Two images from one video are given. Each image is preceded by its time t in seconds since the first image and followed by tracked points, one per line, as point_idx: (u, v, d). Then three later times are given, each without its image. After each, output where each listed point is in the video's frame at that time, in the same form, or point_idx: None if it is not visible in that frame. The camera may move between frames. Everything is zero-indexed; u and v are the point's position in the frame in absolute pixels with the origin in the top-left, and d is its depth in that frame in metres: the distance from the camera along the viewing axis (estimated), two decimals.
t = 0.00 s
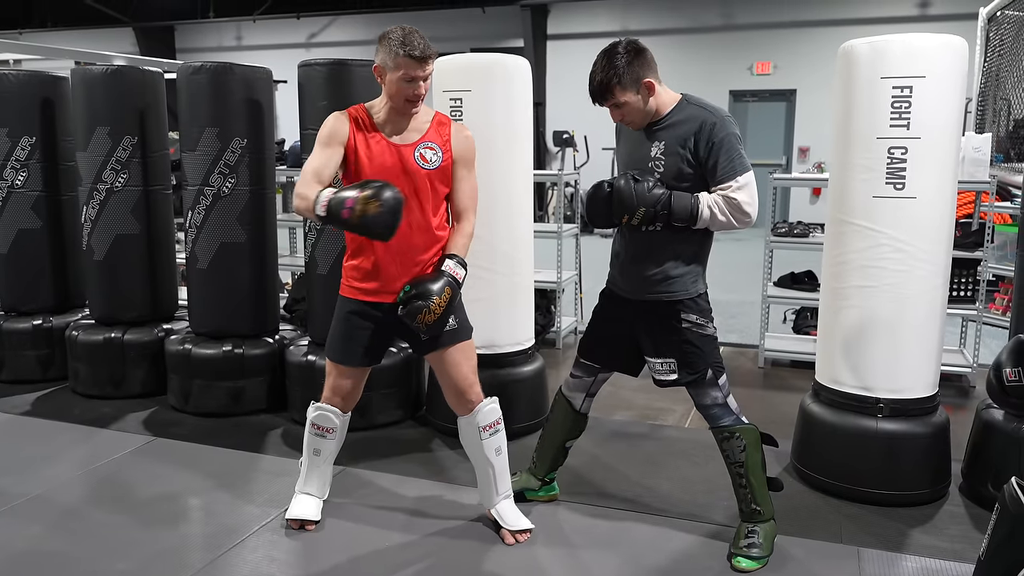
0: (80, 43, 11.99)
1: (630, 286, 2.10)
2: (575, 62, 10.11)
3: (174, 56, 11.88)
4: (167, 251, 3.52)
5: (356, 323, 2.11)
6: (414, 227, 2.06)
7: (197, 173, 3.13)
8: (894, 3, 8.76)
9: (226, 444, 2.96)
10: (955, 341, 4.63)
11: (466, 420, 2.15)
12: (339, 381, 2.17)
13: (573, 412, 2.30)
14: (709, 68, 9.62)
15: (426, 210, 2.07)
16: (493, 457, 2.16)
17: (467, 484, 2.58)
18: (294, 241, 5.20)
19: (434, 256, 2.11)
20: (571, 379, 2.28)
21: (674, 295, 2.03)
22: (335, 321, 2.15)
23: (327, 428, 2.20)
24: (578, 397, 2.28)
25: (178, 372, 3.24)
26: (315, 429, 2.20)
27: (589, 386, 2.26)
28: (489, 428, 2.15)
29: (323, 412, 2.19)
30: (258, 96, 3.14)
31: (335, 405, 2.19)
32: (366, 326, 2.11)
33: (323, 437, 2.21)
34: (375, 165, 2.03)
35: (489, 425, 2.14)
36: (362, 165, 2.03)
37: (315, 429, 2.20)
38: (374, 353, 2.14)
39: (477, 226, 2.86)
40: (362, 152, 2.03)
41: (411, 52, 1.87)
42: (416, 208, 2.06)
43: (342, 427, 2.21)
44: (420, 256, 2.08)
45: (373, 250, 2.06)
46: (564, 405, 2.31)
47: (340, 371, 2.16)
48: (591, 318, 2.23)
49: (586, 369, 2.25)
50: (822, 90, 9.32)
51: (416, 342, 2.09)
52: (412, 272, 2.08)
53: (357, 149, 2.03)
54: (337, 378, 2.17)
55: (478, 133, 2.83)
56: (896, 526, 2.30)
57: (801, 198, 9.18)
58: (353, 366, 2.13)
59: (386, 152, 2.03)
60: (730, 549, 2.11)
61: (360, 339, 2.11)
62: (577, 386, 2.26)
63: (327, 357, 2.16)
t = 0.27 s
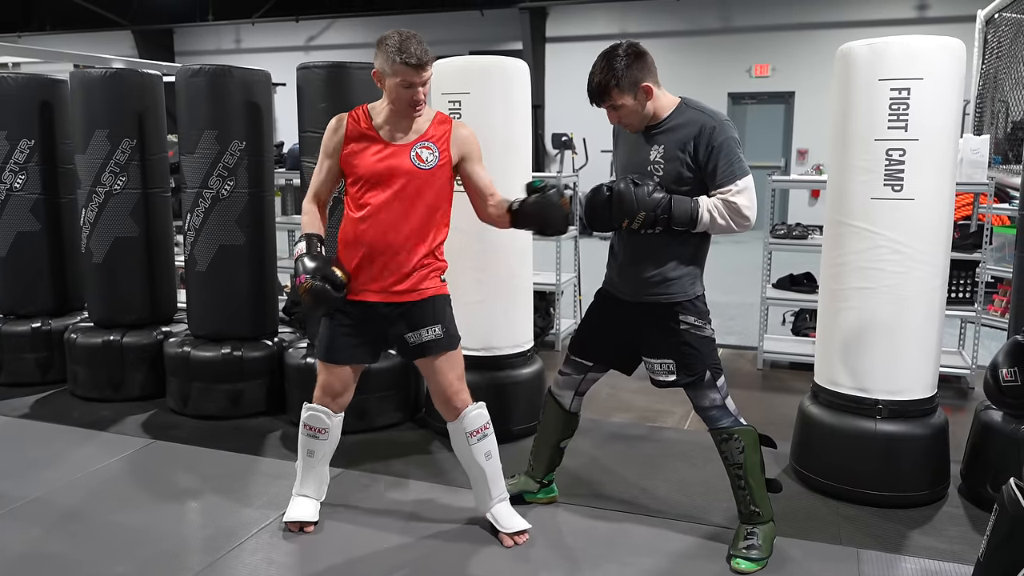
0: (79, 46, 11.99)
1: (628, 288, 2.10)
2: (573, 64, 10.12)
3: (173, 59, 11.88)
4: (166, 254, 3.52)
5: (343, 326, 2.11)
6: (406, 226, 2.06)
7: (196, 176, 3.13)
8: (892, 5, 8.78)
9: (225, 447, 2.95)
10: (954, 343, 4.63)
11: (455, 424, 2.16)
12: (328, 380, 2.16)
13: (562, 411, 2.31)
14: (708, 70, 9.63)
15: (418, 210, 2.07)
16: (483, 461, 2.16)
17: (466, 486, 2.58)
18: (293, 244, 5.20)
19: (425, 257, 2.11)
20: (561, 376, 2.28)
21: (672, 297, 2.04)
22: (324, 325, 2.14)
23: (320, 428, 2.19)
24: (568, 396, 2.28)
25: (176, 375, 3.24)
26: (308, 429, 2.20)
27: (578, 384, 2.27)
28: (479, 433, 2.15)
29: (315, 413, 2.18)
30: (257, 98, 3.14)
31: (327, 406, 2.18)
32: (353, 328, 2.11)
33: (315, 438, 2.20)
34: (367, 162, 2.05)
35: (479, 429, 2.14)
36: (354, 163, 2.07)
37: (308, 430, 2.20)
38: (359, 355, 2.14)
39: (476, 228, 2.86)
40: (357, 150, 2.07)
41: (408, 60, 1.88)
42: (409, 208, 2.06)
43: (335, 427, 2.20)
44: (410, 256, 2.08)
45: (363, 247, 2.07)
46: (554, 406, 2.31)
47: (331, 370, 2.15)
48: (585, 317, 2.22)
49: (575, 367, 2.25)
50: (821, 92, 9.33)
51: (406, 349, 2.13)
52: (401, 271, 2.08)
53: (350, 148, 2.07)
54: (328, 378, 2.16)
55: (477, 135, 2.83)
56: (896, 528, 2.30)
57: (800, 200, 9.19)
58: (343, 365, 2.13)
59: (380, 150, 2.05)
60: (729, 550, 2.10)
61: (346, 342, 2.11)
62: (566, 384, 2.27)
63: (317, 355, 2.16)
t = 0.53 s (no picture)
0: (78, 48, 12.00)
1: (628, 289, 2.10)
2: (573, 66, 10.13)
3: (172, 61, 11.89)
4: (165, 255, 3.52)
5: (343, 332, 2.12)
6: (405, 227, 2.06)
7: (196, 177, 3.13)
8: (890, 7, 8.79)
9: (225, 448, 2.95)
10: (953, 344, 4.63)
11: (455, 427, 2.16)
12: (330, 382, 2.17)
13: (562, 412, 2.31)
14: (708, 71, 9.64)
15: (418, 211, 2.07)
16: (484, 464, 2.16)
17: (465, 487, 2.58)
18: (292, 245, 5.20)
19: (425, 258, 2.10)
20: (561, 377, 2.29)
21: (672, 298, 2.04)
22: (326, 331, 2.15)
23: (321, 429, 2.19)
24: (568, 397, 2.29)
25: (176, 376, 3.24)
26: (308, 430, 2.20)
27: (578, 385, 2.27)
28: (479, 436, 2.15)
29: (316, 414, 2.19)
30: (256, 99, 3.14)
31: (329, 406, 2.19)
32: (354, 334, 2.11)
33: (316, 439, 2.21)
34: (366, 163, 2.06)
35: (478, 433, 2.14)
36: (354, 164, 2.07)
37: (308, 430, 2.20)
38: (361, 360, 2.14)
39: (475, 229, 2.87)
40: (357, 151, 2.07)
41: (404, 59, 1.89)
42: (409, 208, 2.06)
43: (336, 429, 2.20)
44: (410, 257, 2.08)
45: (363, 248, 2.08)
46: (554, 406, 2.31)
47: (332, 372, 2.16)
48: (585, 317, 2.22)
49: (576, 368, 2.25)
50: (820, 94, 9.34)
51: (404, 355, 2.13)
52: (401, 272, 2.08)
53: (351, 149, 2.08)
54: (330, 379, 2.17)
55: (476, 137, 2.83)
56: (895, 528, 2.30)
57: (799, 201, 9.20)
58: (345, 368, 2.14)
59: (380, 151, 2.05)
60: (729, 550, 2.11)
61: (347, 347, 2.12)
62: (566, 385, 2.27)
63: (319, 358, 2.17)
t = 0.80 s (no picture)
0: (77, 49, 12.00)
1: (627, 290, 2.10)
2: (572, 67, 10.14)
3: (172, 62, 11.89)
4: (164, 256, 3.52)
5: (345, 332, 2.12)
6: (405, 228, 2.06)
7: (195, 178, 3.13)
8: (889, 9, 8.81)
9: (224, 449, 2.95)
10: (952, 345, 4.64)
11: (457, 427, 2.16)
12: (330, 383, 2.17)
13: (560, 413, 2.31)
14: (707, 73, 9.65)
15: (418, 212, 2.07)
16: (485, 464, 2.17)
17: (464, 488, 2.58)
18: (292, 246, 5.20)
19: (425, 259, 2.10)
20: (559, 377, 2.29)
21: (671, 299, 2.04)
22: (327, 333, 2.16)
23: (321, 429, 2.19)
24: (565, 397, 2.29)
25: (175, 377, 3.24)
26: (308, 429, 2.20)
27: (576, 386, 2.27)
28: (480, 436, 2.15)
29: (316, 414, 2.19)
30: (256, 101, 3.15)
31: (329, 406, 2.19)
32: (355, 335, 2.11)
33: (317, 439, 2.21)
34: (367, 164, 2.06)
35: (478, 433, 2.14)
36: (354, 165, 2.08)
37: (308, 430, 2.20)
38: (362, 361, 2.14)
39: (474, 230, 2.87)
40: (357, 153, 2.08)
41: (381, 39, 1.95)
42: (409, 209, 2.06)
43: (336, 428, 2.20)
44: (410, 257, 2.08)
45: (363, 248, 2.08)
46: (553, 407, 2.32)
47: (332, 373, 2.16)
48: (585, 318, 2.22)
49: (574, 369, 2.26)
50: (819, 96, 9.36)
51: (407, 356, 2.13)
52: (401, 272, 2.08)
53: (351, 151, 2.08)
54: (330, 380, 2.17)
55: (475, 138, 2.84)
56: (893, 529, 2.30)
57: (799, 202, 9.21)
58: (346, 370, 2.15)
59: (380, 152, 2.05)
60: (727, 552, 2.11)
61: (349, 347, 2.12)
62: (564, 385, 2.28)
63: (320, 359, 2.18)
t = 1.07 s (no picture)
0: (75, 50, 12.00)
1: (626, 291, 2.10)
2: (571, 69, 10.15)
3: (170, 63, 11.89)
4: (163, 258, 3.52)
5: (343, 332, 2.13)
6: (403, 229, 2.06)
7: (194, 180, 3.13)
8: (887, 11, 8.83)
9: (222, 450, 2.95)
10: (949, 346, 4.65)
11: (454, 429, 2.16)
12: (328, 383, 2.18)
13: (560, 415, 2.31)
14: (705, 75, 9.66)
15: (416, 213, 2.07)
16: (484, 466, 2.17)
17: (463, 490, 2.58)
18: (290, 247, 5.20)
19: (425, 261, 2.10)
20: (558, 379, 2.29)
21: (670, 300, 2.04)
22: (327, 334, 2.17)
23: (320, 430, 2.19)
24: (565, 399, 2.29)
25: (173, 378, 3.24)
26: (307, 430, 2.20)
27: (576, 387, 2.27)
28: (479, 437, 2.15)
29: (315, 414, 2.19)
30: (254, 102, 3.15)
31: (329, 406, 2.19)
32: (355, 339, 2.12)
33: (316, 439, 2.20)
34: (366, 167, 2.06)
35: (478, 434, 2.14)
36: (353, 166, 2.08)
37: (308, 430, 2.20)
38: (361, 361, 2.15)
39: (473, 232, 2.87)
40: (354, 155, 2.08)
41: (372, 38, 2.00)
42: (407, 211, 2.06)
43: (335, 429, 2.20)
44: (408, 259, 2.08)
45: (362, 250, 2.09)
46: (552, 408, 2.32)
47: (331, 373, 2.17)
48: (585, 318, 2.23)
49: (573, 370, 2.26)
50: (816, 98, 9.38)
51: (407, 357, 2.13)
52: (400, 275, 2.09)
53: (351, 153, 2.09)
54: (327, 380, 2.18)
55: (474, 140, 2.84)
56: (891, 530, 2.30)
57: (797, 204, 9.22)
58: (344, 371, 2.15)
59: (377, 154, 2.05)
60: (725, 553, 2.11)
61: (350, 348, 2.13)
62: (564, 387, 2.28)
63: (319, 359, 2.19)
